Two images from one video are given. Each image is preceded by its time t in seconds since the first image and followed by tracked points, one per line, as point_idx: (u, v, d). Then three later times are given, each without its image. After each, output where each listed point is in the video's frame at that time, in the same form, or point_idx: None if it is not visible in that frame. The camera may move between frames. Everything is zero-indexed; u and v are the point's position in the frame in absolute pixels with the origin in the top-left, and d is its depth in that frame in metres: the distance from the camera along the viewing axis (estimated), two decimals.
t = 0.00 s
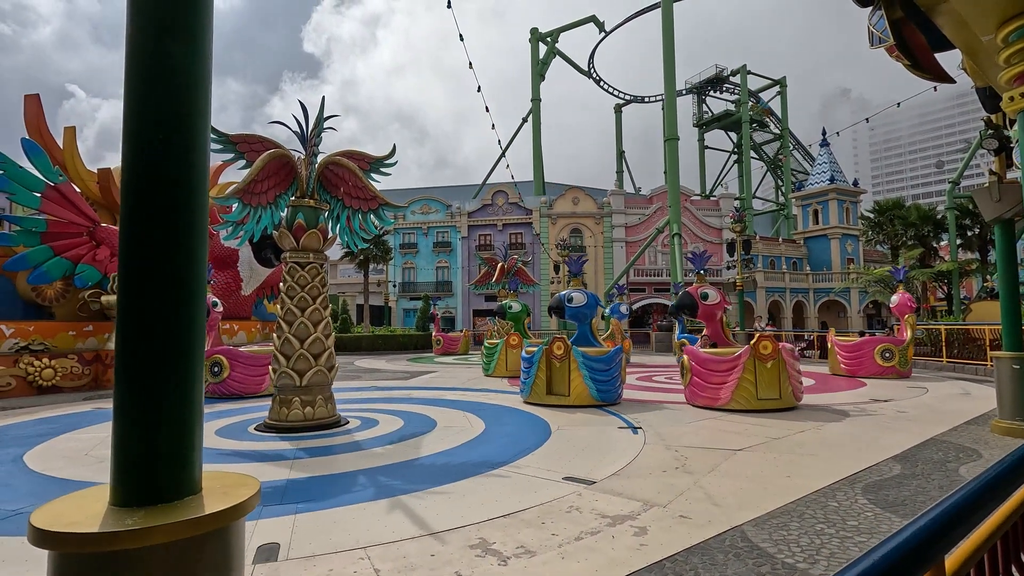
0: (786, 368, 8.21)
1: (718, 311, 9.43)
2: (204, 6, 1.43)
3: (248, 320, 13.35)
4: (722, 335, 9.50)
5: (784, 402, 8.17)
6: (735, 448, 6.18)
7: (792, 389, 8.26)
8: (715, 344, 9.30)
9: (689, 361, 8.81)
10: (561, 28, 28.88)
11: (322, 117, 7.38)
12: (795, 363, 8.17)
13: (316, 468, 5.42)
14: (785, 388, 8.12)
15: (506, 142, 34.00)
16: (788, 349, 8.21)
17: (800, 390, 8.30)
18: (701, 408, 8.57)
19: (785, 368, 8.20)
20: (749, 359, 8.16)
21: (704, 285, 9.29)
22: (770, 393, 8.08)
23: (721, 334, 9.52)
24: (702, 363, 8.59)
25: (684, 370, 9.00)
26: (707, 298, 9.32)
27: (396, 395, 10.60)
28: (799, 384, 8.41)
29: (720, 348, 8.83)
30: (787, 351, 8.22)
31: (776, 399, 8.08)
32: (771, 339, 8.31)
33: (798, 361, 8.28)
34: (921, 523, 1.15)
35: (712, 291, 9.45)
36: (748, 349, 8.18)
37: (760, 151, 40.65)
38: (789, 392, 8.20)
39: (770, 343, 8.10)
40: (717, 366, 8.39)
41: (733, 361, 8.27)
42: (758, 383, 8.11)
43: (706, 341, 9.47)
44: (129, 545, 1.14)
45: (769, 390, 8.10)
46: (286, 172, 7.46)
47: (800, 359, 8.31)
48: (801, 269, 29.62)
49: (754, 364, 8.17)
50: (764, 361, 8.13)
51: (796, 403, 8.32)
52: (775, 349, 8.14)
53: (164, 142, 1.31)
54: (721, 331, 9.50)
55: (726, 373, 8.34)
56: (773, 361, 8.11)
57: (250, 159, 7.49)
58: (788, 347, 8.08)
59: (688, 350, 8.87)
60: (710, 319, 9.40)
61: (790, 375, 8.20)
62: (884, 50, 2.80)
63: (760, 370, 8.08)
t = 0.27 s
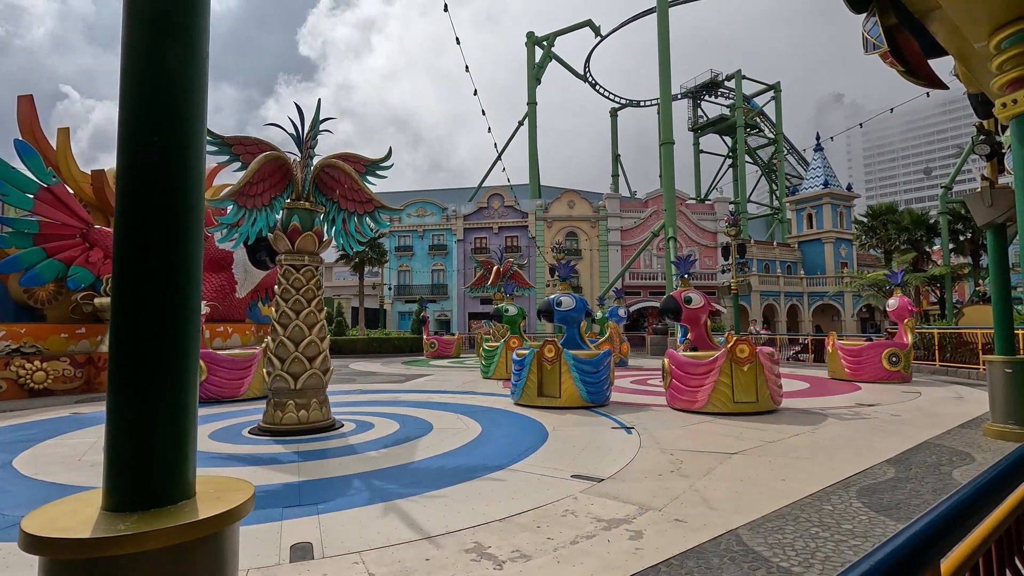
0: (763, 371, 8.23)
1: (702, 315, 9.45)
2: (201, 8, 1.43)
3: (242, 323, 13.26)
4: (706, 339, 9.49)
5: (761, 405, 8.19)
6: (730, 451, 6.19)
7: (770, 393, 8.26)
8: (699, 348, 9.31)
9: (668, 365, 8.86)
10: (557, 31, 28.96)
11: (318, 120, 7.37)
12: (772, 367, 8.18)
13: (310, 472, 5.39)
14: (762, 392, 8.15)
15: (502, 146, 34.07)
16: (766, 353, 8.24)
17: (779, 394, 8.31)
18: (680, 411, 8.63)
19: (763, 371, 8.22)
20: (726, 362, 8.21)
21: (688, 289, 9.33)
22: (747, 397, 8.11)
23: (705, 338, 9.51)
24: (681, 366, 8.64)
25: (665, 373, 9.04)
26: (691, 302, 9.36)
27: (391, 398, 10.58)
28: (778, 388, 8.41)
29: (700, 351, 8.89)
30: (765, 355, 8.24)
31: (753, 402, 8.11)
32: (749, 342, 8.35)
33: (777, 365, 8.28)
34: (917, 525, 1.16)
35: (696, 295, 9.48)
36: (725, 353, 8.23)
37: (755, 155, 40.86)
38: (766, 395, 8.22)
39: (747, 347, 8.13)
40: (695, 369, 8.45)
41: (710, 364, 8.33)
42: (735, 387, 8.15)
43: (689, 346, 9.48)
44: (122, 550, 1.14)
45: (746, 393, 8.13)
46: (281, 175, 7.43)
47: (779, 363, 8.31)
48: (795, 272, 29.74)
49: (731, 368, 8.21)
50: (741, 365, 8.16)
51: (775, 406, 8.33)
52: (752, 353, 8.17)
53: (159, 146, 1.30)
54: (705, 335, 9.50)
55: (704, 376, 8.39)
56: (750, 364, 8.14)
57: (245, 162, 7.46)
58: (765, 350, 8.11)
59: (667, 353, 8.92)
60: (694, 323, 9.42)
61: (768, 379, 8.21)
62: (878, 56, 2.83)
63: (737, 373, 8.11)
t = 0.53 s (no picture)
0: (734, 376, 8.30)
1: (681, 319, 9.46)
2: (184, 8, 1.41)
3: (230, 326, 13.14)
4: (684, 344, 9.49)
5: (733, 410, 8.24)
6: (718, 456, 6.21)
7: (742, 397, 8.32)
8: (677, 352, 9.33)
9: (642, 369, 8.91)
10: (549, 37, 29.12)
11: (308, 122, 7.34)
12: (743, 372, 8.24)
13: (296, 477, 5.33)
14: (733, 396, 8.20)
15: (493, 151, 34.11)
16: (738, 358, 8.29)
17: (751, 399, 8.35)
18: (654, 415, 8.69)
19: (734, 376, 8.28)
20: (697, 367, 8.27)
21: (666, 295, 9.32)
22: (718, 401, 8.17)
23: (683, 343, 9.51)
24: (654, 370, 8.69)
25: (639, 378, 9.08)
26: (669, 308, 9.33)
27: (380, 403, 10.50)
28: (751, 393, 8.45)
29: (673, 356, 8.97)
30: (736, 360, 8.30)
31: (724, 407, 8.15)
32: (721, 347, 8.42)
33: (749, 370, 8.33)
34: (898, 534, 1.15)
35: (674, 300, 9.47)
36: (696, 358, 8.29)
37: (744, 162, 41.22)
38: (738, 400, 8.26)
39: (718, 352, 8.19)
40: (666, 373, 8.51)
41: (682, 369, 8.39)
42: (706, 392, 8.21)
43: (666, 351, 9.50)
44: (94, 560, 1.11)
45: (717, 398, 8.18)
46: (270, 178, 7.38)
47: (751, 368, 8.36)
48: (784, 278, 29.98)
49: (702, 372, 8.27)
50: (712, 369, 8.22)
51: (748, 411, 8.37)
52: (724, 358, 8.23)
53: (138, 146, 1.28)
54: (683, 340, 9.50)
55: (676, 381, 8.44)
56: (721, 369, 8.19)
57: (234, 164, 7.41)
58: (736, 355, 8.17)
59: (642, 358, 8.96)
60: (673, 327, 9.43)
61: (739, 384, 8.27)
62: (863, 65, 2.86)
63: (707, 378, 8.19)
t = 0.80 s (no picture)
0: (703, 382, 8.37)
1: (658, 326, 9.57)
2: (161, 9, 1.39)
3: (216, 330, 12.98)
4: (660, 350, 9.57)
5: (703, 416, 8.30)
6: (704, 463, 6.22)
7: (711, 403, 8.38)
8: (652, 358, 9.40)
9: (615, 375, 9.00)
10: (540, 44, 29.27)
11: (296, 125, 7.31)
12: (713, 379, 8.31)
13: (279, 484, 5.27)
14: (701, 402, 8.26)
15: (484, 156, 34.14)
16: (707, 364, 8.37)
17: (721, 405, 8.41)
18: (626, 421, 8.75)
19: (703, 383, 8.35)
20: (666, 373, 8.34)
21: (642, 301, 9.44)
22: (686, 407, 8.23)
23: (659, 349, 9.58)
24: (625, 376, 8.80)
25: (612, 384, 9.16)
26: (645, 314, 9.51)
27: (367, 408, 10.42)
28: (722, 399, 8.50)
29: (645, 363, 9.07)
30: (705, 366, 8.39)
31: (693, 413, 8.22)
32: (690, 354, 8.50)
33: (719, 376, 8.41)
34: (870, 543, 1.16)
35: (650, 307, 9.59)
36: (665, 364, 8.38)
37: (733, 170, 41.62)
38: (707, 406, 8.33)
39: (687, 358, 8.29)
40: (637, 379, 8.60)
41: (651, 375, 8.47)
42: (674, 398, 8.29)
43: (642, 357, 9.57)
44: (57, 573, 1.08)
45: (686, 404, 8.25)
46: (257, 181, 7.32)
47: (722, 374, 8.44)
48: (771, 285, 30.25)
49: (672, 378, 8.33)
50: (681, 375, 8.30)
51: (718, 417, 8.42)
52: (693, 364, 8.32)
53: (112, 149, 1.26)
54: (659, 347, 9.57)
55: (646, 387, 8.52)
56: (690, 375, 8.28)
57: (220, 167, 7.35)
58: (705, 362, 8.26)
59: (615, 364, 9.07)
60: (650, 334, 9.53)
61: (709, 390, 8.34)
62: (843, 76, 2.88)
63: (676, 384, 8.26)
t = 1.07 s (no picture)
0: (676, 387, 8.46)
1: (639, 330, 9.56)
2: (139, 12, 1.38)
3: (205, 334, 12.83)
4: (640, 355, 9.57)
5: (675, 421, 8.37)
6: (693, 468, 6.23)
7: (684, 408, 8.41)
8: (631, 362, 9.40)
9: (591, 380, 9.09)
10: (532, 49, 29.38)
11: (286, 129, 7.28)
12: (685, 384, 8.38)
13: (266, 491, 5.21)
14: (674, 406, 8.34)
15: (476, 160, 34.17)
16: (680, 369, 8.46)
17: (695, 410, 8.47)
18: (600, 425, 8.85)
19: (675, 388, 8.43)
20: (638, 378, 8.44)
21: (621, 306, 9.44)
22: (658, 412, 8.32)
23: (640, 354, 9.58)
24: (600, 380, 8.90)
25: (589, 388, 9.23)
26: (625, 319, 9.47)
27: (357, 413, 10.36)
28: (697, 404, 8.56)
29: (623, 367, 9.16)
30: (678, 371, 8.47)
31: (665, 418, 8.31)
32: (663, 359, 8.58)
33: (693, 382, 8.47)
34: (851, 559, 1.15)
35: (631, 312, 9.57)
36: (637, 369, 8.47)
37: (723, 175, 41.92)
38: (680, 411, 8.41)
39: (659, 363, 8.38)
40: (610, 384, 8.69)
41: (624, 380, 8.57)
42: (646, 403, 8.38)
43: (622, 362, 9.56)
44: None
45: (658, 409, 8.33)
46: (246, 184, 7.27)
47: (695, 380, 8.50)
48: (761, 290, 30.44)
49: (644, 383, 8.44)
50: (654, 380, 8.38)
51: (692, 422, 8.48)
52: (665, 369, 8.41)
53: (89, 154, 1.25)
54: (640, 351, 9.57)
55: (619, 391, 8.61)
56: (663, 380, 8.37)
57: (209, 170, 7.29)
58: (677, 367, 8.34)
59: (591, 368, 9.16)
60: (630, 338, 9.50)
61: (681, 395, 8.41)
62: (829, 86, 2.90)
63: (648, 389, 8.35)
